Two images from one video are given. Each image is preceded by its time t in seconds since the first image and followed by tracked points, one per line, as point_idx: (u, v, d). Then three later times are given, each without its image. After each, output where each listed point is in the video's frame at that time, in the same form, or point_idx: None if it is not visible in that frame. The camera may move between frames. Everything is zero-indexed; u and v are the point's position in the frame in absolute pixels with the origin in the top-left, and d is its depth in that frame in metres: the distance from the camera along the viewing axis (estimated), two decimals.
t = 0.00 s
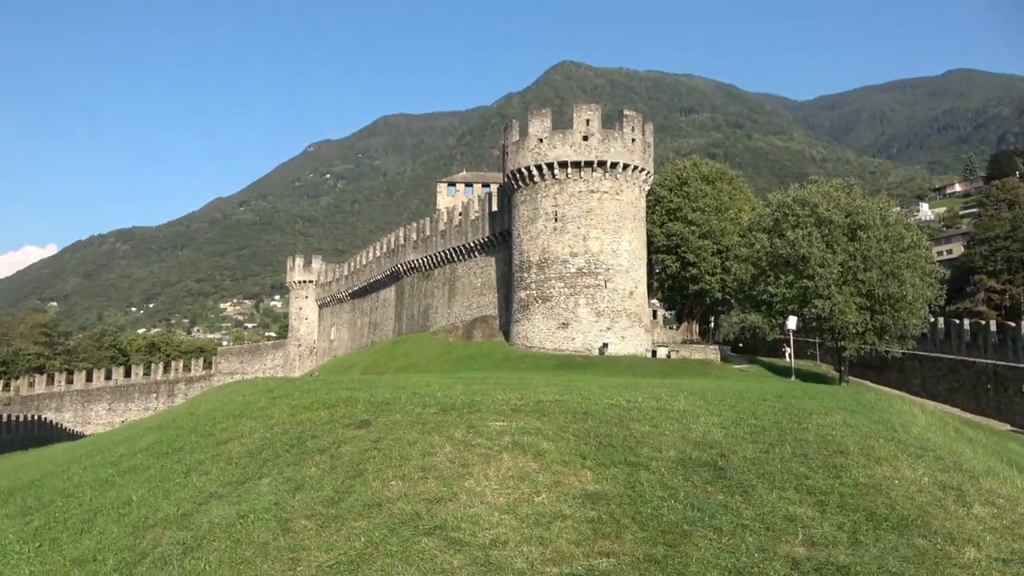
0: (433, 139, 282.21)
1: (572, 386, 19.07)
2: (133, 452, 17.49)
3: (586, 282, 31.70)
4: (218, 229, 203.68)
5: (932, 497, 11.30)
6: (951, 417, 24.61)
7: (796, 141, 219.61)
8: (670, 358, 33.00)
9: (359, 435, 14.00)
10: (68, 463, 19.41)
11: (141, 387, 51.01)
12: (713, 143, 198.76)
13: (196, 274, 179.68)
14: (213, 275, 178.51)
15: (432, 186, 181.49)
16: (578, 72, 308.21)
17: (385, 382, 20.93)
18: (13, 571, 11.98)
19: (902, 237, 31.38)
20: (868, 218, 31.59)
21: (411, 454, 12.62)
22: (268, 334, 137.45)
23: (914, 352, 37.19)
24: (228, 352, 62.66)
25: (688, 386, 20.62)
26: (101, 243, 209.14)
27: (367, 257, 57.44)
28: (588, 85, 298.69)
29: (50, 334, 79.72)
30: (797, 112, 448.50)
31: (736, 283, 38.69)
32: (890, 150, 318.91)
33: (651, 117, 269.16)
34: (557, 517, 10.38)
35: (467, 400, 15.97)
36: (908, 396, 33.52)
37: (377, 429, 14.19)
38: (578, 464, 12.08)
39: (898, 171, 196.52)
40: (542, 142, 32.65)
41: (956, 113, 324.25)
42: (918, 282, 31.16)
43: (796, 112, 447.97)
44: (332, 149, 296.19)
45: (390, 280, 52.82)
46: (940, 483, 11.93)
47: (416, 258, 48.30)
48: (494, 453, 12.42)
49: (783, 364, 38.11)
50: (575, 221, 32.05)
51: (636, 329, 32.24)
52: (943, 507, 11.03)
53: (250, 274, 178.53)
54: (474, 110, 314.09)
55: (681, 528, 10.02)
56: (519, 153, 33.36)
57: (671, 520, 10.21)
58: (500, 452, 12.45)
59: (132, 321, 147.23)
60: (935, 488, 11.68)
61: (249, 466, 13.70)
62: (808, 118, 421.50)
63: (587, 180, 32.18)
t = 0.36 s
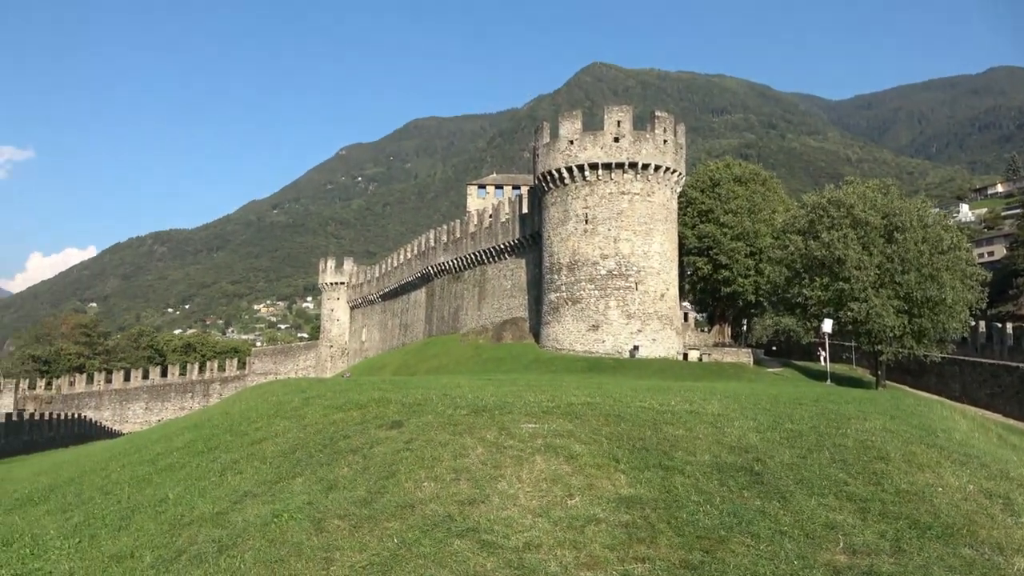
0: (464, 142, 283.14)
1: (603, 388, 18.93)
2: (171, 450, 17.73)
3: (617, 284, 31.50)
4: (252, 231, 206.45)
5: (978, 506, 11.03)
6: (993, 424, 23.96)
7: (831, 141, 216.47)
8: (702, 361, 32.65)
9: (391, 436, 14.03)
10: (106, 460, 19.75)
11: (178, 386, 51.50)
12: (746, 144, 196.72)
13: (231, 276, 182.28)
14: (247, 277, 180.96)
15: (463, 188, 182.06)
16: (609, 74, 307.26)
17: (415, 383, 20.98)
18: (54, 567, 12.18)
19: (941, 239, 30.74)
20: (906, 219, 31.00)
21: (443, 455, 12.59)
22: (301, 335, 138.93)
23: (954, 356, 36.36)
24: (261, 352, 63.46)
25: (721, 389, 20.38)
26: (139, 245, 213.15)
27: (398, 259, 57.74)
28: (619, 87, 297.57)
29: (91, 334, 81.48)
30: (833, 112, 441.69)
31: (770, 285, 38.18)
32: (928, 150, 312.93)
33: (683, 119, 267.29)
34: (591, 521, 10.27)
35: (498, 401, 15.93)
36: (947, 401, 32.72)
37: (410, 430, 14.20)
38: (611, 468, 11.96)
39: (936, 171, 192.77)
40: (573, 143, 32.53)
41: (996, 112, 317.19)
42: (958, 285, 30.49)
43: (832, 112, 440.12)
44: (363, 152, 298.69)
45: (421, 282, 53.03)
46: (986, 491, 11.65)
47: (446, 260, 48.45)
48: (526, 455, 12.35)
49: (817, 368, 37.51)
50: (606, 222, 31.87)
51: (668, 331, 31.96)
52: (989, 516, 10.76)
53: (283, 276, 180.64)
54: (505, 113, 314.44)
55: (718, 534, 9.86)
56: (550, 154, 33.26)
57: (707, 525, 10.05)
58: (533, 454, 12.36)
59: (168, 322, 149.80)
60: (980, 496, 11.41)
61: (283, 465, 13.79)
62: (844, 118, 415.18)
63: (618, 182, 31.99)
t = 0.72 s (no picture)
0: (491, 144, 283.44)
1: (631, 392, 18.71)
2: (201, 450, 17.83)
3: (645, 287, 31.21)
4: (281, 233, 208.48)
5: None
6: None
7: (863, 143, 213.33)
8: (731, 365, 32.24)
9: (421, 439, 13.94)
10: (139, 458, 19.93)
11: (208, 386, 51.94)
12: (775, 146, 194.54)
13: (260, 277, 184.19)
14: (276, 278, 182.76)
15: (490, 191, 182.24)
16: (637, 75, 305.98)
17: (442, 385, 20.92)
18: (87, 564, 12.24)
19: (978, 242, 30.07)
20: (941, 222, 30.37)
21: (474, 458, 12.49)
22: (329, 336, 139.87)
23: (990, 362, 35.53)
24: (290, 353, 63.93)
25: (752, 394, 20.05)
26: (171, 247, 216.32)
27: (425, 260, 57.82)
28: (647, 89, 296.15)
29: (124, 334, 82.75)
30: (865, 114, 435.50)
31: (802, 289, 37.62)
32: (964, 151, 307.19)
33: (711, 121, 265.26)
34: (626, 528, 10.10)
35: (528, 404, 15.79)
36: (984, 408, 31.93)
37: (439, 432, 14.12)
38: (645, 474, 11.75)
39: (972, 173, 189.10)
40: (600, 146, 32.30)
41: None
42: (996, 290, 29.79)
43: (864, 113, 434.12)
44: (391, 154, 300.44)
45: (448, 284, 53.05)
46: None
47: (473, 262, 48.42)
48: (557, 460, 12.20)
49: (850, 374, 36.84)
50: (634, 225, 31.61)
51: (696, 335, 31.59)
52: None
53: (311, 277, 182.14)
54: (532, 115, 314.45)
55: (756, 543, 9.64)
56: (577, 156, 33.07)
57: (746, 534, 9.83)
58: (564, 459, 12.21)
59: (199, 322, 151.73)
60: None
61: (313, 466, 13.78)
62: (876, 119, 408.95)
63: (646, 184, 31.73)
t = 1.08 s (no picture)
0: (509, 147, 283.22)
1: (654, 395, 18.54)
2: (226, 452, 17.89)
3: (666, 289, 30.98)
4: (301, 237, 209.74)
5: None
6: None
7: (886, 143, 211.01)
8: (753, 368, 31.91)
9: (445, 442, 13.87)
10: (163, 461, 20.01)
11: (230, 389, 52.28)
12: (796, 147, 192.57)
13: (281, 281, 185.45)
14: (296, 282, 183.90)
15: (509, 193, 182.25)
16: (656, 77, 304.87)
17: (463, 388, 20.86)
18: (114, 566, 12.30)
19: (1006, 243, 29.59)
20: (967, 223, 29.93)
21: (500, 462, 12.40)
22: (349, 339, 140.42)
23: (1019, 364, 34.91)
24: (310, 356, 64.20)
25: (776, 398, 19.80)
26: (193, 251, 218.41)
27: (444, 264, 57.84)
28: (666, 90, 294.92)
29: (147, 337, 83.58)
30: (887, 114, 431.08)
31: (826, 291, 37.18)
32: (989, 151, 302.90)
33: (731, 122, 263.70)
34: (657, 534, 9.96)
35: (552, 407, 15.68)
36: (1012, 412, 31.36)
37: (464, 435, 14.05)
38: (675, 479, 11.59)
39: (997, 172, 186.36)
40: (620, 148, 32.11)
41: None
42: None
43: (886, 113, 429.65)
44: (410, 158, 301.60)
45: (467, 287, 53.02)
46: None
47: (492, 265, 48.35)
48: (585, 464, 12.07)
49: (875, 377, 36.33)
50: (654, 227, 31.40)
51: (718, 338, 31.31)
52: None
53: (331, 281, 183.10)
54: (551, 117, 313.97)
55: (792, 551, 9.47)
56: (597, 159, 32.91)
57: (781, 541, 9.66)
58: (592, 463, 12.08)
59: (221, 325, 153.03)
60: None
61: (338, 469, 13.75)
62: (899, 119, 403.89)
63: (666, 186, 31.52)
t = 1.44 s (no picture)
0: (535, 149, 283.22)
1: (683, 398, 18.35)
2: (256, 452, 18.02)
3: (694, 292, 30.71)
4: (328, 238, 211.39)
5: None
6: None
7: (918, 144, 207.63)
8: (782, 372, 31.52)
9: (474, 444, 13.85)
10: (195, 459, 20.20)
11: (258, 389, 52.75)
12: (825, 149, 190.07)
13: (308, 283, 187.07)
14: (323, 283, 185.39)
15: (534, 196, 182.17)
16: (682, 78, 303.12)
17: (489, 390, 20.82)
18: (148, 564, 12.41)
19: None
20: (1002, 225, 29.34)
21: (530, 466, 12.33)
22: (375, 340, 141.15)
23: None
24: (336, 357, 64.61)
25: (806, 402, 19.51)
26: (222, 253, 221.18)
27: (470, 265, 57.89)
28: (693, 92, 293.01)
29: (178, 338, 84.78)
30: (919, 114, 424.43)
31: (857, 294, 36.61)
32: None
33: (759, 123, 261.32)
34: (691, 540, 9.84)
35: (580, 410, 15.57)
36: None
37: (492, 438, 14.01)
38: (707, 484, 11.44)
39: None
40: (646, 149, 31.92)
41: None
42: None
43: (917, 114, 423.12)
44: (436, 160, 302.84)
45: (492, 289, 53.01)
46: None
47: (518, 267, 48.27)
48: (616, 468, 11.96)
49: (907, 382, 35.69)
50: (681, 229, 31.15)
51: (746, 341, 30.97)
52: None
53: (358, 282, 184.27)
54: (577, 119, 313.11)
55: (829, 560, 9.31)
56: (623, 161, 32.74)
57: (818, 550, 9.50)
58: (623, 468, 11.97)
59: (248, 326, 154.70)
60: None
61: (366, 471, 13.78)
62: (931, 119, 397.10)
63: (693, 188, 31.27)
